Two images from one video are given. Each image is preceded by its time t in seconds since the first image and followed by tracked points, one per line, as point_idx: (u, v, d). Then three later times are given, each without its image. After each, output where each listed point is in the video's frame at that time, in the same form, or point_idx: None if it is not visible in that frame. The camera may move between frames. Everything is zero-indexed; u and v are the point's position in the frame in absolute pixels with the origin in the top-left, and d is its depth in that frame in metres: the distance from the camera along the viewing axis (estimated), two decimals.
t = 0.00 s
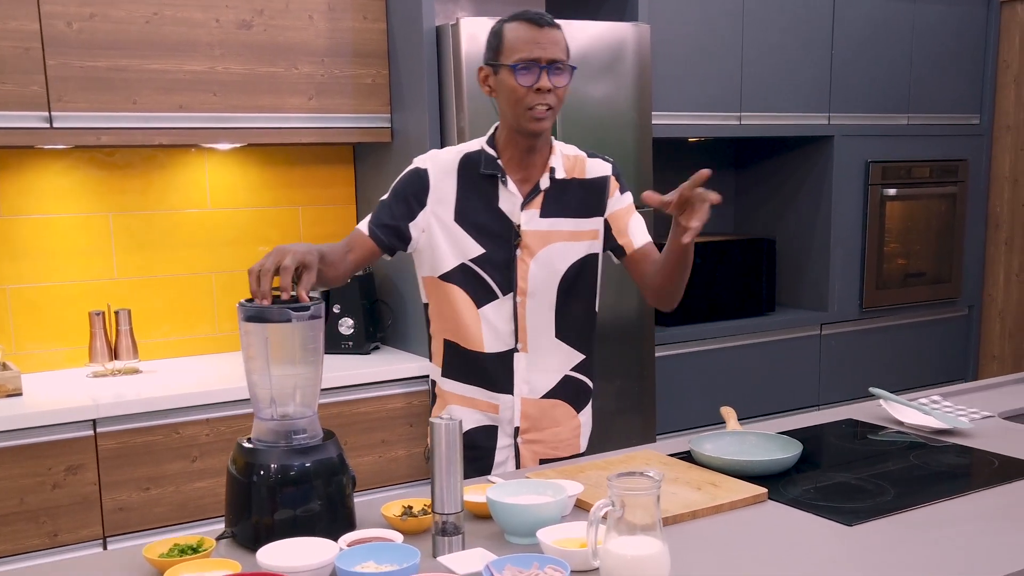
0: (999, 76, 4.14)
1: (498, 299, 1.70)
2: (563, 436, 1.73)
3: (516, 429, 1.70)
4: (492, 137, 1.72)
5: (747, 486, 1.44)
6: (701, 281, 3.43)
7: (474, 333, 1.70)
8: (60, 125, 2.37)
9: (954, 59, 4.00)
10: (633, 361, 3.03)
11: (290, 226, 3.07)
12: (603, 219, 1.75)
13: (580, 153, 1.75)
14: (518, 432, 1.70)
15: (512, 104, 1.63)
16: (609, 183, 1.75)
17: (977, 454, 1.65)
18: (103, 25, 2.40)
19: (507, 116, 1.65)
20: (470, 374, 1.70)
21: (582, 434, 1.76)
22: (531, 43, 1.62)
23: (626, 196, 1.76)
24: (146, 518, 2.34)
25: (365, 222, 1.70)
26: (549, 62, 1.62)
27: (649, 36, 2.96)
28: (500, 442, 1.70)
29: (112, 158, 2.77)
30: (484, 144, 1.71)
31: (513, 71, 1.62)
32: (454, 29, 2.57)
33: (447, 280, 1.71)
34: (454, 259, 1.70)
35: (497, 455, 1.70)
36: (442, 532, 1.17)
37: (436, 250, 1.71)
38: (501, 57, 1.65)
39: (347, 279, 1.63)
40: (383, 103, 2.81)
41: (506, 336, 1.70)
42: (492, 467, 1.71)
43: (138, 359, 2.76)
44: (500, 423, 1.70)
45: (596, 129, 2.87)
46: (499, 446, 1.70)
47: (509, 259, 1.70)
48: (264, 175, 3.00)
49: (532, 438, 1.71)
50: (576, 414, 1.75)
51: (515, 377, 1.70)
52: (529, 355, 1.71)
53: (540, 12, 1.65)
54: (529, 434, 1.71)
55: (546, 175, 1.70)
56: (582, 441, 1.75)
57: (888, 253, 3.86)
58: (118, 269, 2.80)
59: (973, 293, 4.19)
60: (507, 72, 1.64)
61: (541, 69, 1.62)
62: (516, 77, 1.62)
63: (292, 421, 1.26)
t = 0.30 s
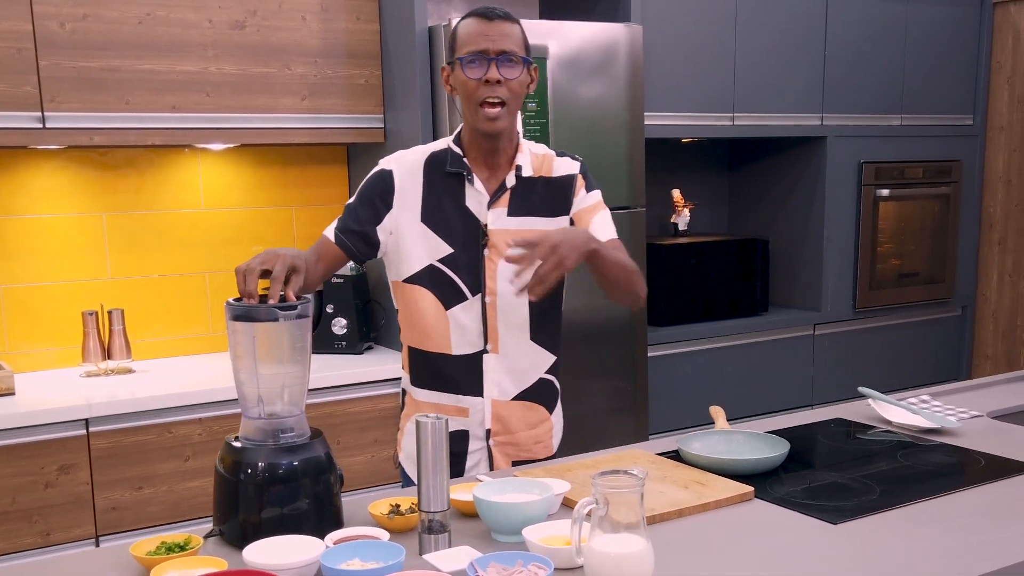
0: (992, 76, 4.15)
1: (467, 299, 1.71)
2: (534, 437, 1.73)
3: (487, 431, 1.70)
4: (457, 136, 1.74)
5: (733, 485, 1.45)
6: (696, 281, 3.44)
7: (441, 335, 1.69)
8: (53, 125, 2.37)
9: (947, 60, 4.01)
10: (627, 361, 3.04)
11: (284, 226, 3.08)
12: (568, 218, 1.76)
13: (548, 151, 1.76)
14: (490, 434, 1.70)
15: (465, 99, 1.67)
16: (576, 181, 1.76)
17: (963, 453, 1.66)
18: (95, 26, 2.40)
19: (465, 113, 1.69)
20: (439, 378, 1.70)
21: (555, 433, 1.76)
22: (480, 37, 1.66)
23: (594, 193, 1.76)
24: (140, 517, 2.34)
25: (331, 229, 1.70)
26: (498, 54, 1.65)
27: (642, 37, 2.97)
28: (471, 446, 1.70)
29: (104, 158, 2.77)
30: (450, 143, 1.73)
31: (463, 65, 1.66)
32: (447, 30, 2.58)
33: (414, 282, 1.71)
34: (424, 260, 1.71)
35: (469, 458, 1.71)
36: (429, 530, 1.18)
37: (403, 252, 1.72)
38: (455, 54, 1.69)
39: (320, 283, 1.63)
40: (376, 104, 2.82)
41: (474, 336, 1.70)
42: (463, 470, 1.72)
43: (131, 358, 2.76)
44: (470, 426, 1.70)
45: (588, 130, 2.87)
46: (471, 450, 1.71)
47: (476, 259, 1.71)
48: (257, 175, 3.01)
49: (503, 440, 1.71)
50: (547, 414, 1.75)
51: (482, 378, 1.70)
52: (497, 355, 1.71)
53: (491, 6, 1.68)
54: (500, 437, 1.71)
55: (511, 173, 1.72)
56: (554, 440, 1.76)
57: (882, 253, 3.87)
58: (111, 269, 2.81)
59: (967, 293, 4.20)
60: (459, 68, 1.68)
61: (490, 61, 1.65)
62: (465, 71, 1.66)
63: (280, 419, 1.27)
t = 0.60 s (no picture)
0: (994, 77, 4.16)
1: (450, 300, 1.71)
2: (515, 434, 1.73)
3: (465, 433, 1.71)
4: (447, 137, 1.76)
5: (732, 484, 1.45)
6: (699, 282, 3.45)
7: (424, 336, 1.71)
8: (57, 125, 2.39)
9: (949, 61, 4.01)
10: (628, 361, 3.05)
11: (287, 225, 3.09)
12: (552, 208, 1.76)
13: (535, 151, 1.80)
14: (467, 436, 1.71)
15: (453, 99, 1.67)
16: (558, 173, 1.78)
17: (962, 453, 1.67)
18: (99, 26, 2.41)
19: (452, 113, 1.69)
20: (421, 379, 1.71)
21: (537, 427, 1.77)
22: (467, 38, 1.65)
23: (576, 182, 1.78)
24: (143, 515, 2.35)
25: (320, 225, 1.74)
26: (485, 55, 1.65)
27: (643, 38, 2.98)
28: (453, 446, 1.72)
29: (108, 158, 2.79)
30: (440, 144, 1.75)
31: (449, 65, 1.65)
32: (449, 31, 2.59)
33: (397, 281, 1.72)
34: (407, 260, 1.72)
35: (450, 459, 1.72)
36: (428, 528, 1.19)
37: (388, 250, 1.74)
38: (442, 53, 1.69)
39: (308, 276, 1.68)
40: (379, 104, 2.83)
41: (455, 338, 1.71)
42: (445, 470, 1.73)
43: (134, 357, 2.77)
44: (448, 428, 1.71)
45: (590, 131, 2.88)
46: (451, 451, 1.72)
47: (462, 259, 1.71)
48: (260, 175, 3.02)
49: (483, 440, 1.72)
50: (527, 409, 1.75)
51: (464, 380, 1.71)
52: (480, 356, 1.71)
53: (480, 7, 1.68)
54: (480, 437, 1.72)
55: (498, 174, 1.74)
56: (537, 435, 1.76)
57: (884, 254, 3.87)
58: (114, 269, 2.82)
59: (969, 294, 4.20)
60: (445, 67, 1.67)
61: (477, 61, 1.64)
62: (452, 71, 1.65)
63: (281, 418, 1.28)
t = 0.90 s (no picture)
0: (999, 77, 4.14)
1: (458, 298, 1.72)
2: (523, 429, 1.74)
3: (476, 429, 1.72)
4: (450, 136, 1.76)
5: (732, 483, 1.45)
6: (703, 281, 3.45)
7: (433, 334, 1.71)
8: (60, 124, 2.39)
9: (954, 61, 4.00)
10: (631, 360, 3.05)
11: (290, 224, 3.10)
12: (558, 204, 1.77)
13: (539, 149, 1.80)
14: (479, 432, 1.72)
15: (456, 97, 1.67)
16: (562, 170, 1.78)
17: (963, 453, 1.66)
18: (102, 26, 2.42)
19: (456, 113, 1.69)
20: (428, 377, 1.72)
21: (545, 423, 1.77)
22: (470, 37, 1.66)
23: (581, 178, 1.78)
24: (145, 513, 2.36)
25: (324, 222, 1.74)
26: (488, 54, 1.65)
27: (646, 38, 2.97)
28: (462, 443, 1.72)
29: (111, 157, 2.79)
30: (444, 143, 1.75)
31: (452, 64, 1.66)
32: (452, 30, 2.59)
33: (406, 280, 1.73)
34: (412, 259, 1.72)
35: (459, 456, 1.72)
36: (427, 527, 1.19)
37: (392, 249, 1.74)
38: (446, 52, 1.69)
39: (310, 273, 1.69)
40: (381, 103, 2.83)
41: (464, 335, 1.72)
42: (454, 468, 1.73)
43: (138, 356, 2.78)
44: (459, 425, 1.72)
45: (592, 130, 2.87)
46: (460, 448, 1.72)
47: (468, 258, 1.71)
48: (263, 174, 3.02)
49: (492, 436, 1.73)
50: (536, 405, 1.75)
51: (473, 376, 1.71)
52: (489, 353, 1.71)
53: (484, 7, 1.69)
54: (489, 433, 1.73)
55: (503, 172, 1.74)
56: (545, 432, 1.76)
57: (888, 254, 3.87)
58: (117, 267, 2.83)
59: (974, 294, 4.19)
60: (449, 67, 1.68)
61: (479, 61, 1.65)
62: (455, 70, 1.66)
63: (280, 416, 1.29)
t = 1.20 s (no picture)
0: (1008, 75, 4.12)
1: (472, 294, 1.72)
2: (536, 416, 1.75)
3: (492, 422, 1.73)
4: (465, 133, 1.75)
5: (735, 483, 1.44)
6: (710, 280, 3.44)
7: (449, 327, 1.71)
8: (66, 122, 2.40)
9: (963, 59, 3.98)
10: (636, 359, 3.04)
11: (296, 223, 3.10)
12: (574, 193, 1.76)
13: (552, 144, 1.77)
14: (494, 424, 1.73)
15: (471, 96, 1.67)
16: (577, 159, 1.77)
17: (969, 452, 1.65)
18: (108, 24, 2.42)
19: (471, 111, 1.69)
20: (444, 367, 1.72)
21: (558, 408, 1.77)
22: (485, 35, 1.66)
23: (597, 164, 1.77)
24: (150, 511, 2.36)
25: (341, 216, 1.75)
26: (502, 52, 1.65)
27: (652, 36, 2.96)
28: (476, 435, 1.73)
29: (118, 155, 2.80)
30: (458, 140, 1.73)
31: (467, 63, 1.66)
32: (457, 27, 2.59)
33: (424, 276, 1.72)
34: (428, 254, 1.72)
35: (474, 447, 1.73)
36: (427, 526, 1.18)
37: (407, 244, 1.73)
38: (460, 51, 1.69)
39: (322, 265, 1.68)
40: (387, 101, 2.83)
41: (479, 329, 1.72)
42: (469, 460, 1.74)
43: (143, 354, 2.78)
44: (474, 416, 1.72)
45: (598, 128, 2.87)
46: (476, 439, 1.73)
47: (484, 254, 1.71)
48: (269, 172, 3.03)
49: (507, 426, 1.74)
50: (547, 390, 1.76)
51: (488, 370, 1.71)
52: (503, 347, 1.72)
53: (499, 6, 1.69)
54: (503, 424, 1.74)
55: (517, 169, 1.71)
56: (557, 416, 1.76)
57: (896, 252, 3.85)
58: (123, 265, 2.83)
59: (982, 293, 4.17)
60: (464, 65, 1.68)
61: (493, 59, 1.65)
62: (469, 68, 1.66)
63: (281, 415, 1.29)
